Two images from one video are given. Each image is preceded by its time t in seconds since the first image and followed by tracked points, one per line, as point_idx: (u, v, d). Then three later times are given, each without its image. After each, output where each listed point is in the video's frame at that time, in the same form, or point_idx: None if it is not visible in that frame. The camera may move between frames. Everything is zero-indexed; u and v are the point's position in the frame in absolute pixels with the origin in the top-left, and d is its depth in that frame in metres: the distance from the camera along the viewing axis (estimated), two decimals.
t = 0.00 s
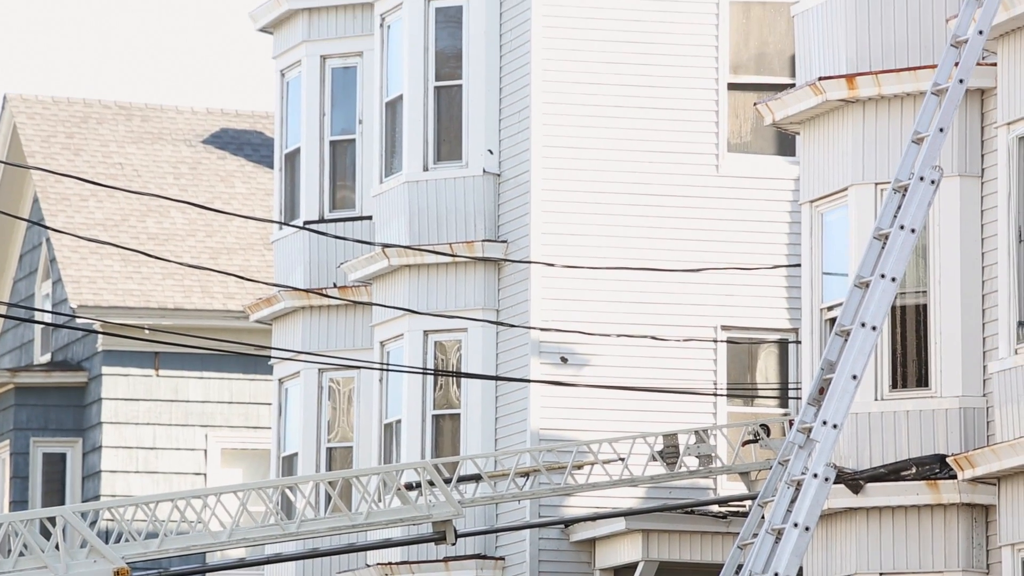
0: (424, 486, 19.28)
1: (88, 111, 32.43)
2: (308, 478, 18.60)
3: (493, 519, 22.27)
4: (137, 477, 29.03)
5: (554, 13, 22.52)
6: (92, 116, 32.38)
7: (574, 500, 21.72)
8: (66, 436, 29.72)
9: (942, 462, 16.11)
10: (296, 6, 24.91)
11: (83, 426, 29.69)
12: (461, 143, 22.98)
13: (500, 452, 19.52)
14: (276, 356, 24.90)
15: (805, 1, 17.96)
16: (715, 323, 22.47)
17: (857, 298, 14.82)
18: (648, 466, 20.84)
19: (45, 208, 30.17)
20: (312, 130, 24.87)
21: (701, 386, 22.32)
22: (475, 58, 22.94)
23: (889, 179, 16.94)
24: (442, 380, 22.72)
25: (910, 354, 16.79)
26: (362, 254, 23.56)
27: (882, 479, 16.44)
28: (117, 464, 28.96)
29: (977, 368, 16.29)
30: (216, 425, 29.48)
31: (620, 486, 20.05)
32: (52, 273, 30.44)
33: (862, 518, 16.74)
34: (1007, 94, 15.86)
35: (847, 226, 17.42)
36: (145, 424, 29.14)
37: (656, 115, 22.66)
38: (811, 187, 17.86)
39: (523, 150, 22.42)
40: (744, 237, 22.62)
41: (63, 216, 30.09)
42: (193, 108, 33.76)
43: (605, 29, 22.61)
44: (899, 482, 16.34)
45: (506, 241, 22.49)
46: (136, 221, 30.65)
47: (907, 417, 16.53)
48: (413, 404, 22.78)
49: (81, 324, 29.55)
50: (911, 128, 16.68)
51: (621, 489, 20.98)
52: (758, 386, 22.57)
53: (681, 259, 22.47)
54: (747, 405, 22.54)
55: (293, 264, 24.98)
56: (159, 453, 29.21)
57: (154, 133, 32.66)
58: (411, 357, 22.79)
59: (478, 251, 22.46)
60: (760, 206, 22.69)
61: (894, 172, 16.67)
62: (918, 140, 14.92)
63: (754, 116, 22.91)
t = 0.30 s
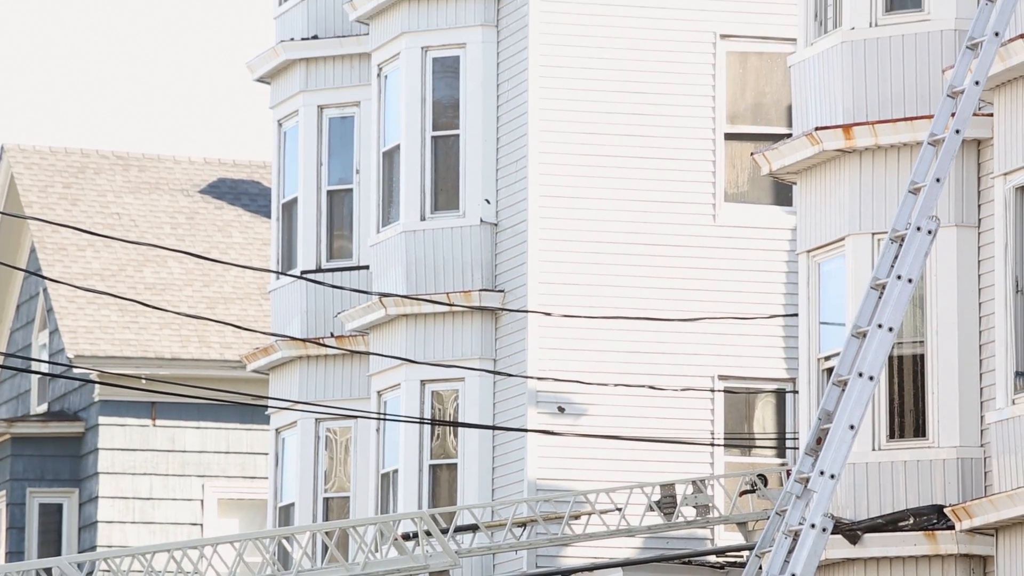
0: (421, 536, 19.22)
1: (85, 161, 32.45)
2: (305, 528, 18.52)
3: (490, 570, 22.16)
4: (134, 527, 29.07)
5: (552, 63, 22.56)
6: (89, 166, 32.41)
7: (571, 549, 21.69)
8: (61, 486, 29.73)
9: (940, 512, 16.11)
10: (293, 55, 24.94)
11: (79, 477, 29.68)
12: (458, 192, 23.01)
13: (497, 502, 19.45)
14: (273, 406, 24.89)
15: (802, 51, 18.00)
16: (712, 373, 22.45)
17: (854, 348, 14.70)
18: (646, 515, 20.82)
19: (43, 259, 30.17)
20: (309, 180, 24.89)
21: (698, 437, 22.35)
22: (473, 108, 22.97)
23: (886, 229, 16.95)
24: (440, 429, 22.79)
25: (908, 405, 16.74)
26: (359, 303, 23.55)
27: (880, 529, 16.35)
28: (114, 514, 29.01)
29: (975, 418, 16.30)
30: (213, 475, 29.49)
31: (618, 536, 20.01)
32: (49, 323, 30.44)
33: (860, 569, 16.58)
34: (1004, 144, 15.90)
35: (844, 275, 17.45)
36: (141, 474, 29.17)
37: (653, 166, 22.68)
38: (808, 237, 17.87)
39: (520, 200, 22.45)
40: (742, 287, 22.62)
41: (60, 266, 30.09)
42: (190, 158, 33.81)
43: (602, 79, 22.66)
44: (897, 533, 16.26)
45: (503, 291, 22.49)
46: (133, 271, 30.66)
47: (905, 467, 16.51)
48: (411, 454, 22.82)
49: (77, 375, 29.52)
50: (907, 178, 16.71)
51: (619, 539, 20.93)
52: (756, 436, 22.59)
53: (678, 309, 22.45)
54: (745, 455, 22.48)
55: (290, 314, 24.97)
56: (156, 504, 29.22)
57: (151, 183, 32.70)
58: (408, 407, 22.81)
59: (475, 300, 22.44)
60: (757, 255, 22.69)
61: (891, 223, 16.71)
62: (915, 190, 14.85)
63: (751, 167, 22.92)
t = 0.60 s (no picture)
0: None
1: (84, 208, 32.48)
2: None
3: None
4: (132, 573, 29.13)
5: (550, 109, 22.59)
6: (87, 212, 32.43)
7: None
8: (59, 532, 29.76)
9: (938, 559, 15.96)
10: (291, 101, 24.97)
11: (76, 523, 29.72)
12: (457, 238, 23.01)
13: (494, 549, 19.39)
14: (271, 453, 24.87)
15: (800, 97, 18.04)
16: (710, 420, 22.41)
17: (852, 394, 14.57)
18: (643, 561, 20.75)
19: (40, 306, 30.18)
20: (308, 226, 24.95)
21: (696, 483, 22.30)
22: (471, 154, 23.00)
23: (884, 275, 16.96)
24: (437, 475, 22.81)
25: (906, 451, 16.73)
26: (357, 349, 23.56)
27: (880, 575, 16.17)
28: (111, 561, 29.10)
29: (973, 463, 16.28)
30: (210, 520, 29.56)
31: None
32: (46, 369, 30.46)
33: None
34: (1002, 191, 15.91)
35: (841, 322, 17.47)
36: (139, 520, 29.26)
37: (650, 210, 22.70)
38: (806, 283, 17.88)
39: (518, 246, 22.49)
40: (741, 333, 22.61)
41: (57, 312, 30.10)
42: (189, 205, 33.83)
43: (601, 125, 22.70)
44: None
45: (501, 336, 22.51)
46: (131, 317, 30.66)
47: (903, 514, 16.52)
48: (408, 501, 22.83)
49: (75, 421, 29.57)
50: (904, 225, 16.73)
51: None
52: (753, 482, 22.56)
53: (676, 355, 22.45)
54: (743, 502, 22.53)
55: (288, 360, 24.98)
56: (154, 550, 29.30)
57: (149, 229, 32.73)
58: (406, 454, 22.83)
59: (473, 346, 22.49)
60: (755, 302, 22.69)
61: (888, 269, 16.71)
62: (912, 237, 14.77)
63: (749, 213, 22.95)
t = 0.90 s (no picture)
0: None
1: (81, 247, 32.50)
2: None
3: None
4: None
5: (547, 148, 22.62)
6: (85, 251, 32.45)
7: None
8: (57, 571, 29.66)
9: None
10: (289, 140, 24.98)
11: (73, 561, 29.67)
12: (454, 277, 23.01)
13: None
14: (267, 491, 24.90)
15: (797, 136, 18.05)
16: (708, 458, 22.39)
17: (850, 433, 14.40)
18: None
19: (37, 344, 30.17)
20: (305, 265, 24.98)
21: (694, 521, 22.27)
22: (468, 192, 23.01)
23: (882, 313, 16.96)
24: (434, 513, 22.76)
25: (904, 490, 16.71)
26: (354, 388, 23.54)
27: None
28: None
29: (971, 502, 16.27)
30: (208, 559, 29.59)
31: None
32: (43, 407, 30.43)
33: None
34: (999, 230, 15.93)
35: (839, 360, 17.49)
36: (136, 558, 29.28)
37: (647, 248, 22.71)
38: (804, 321, 17.89)
39: (515, 284, 22.48)
40: (738, 371, 22.61)
41: (55, 351, 30.07)
42: (186, 243, 33.85)
43: (598, 163, 22.72)
44: None
45: (498, 374, 22.50)
46: (128, 355, 30.66)
47: (901, 552, 16.50)
48: (406, 539, 22.80)
49: (73, 459, 29.55)
50: (902, 264, 16.74)
51: None
52: (751, 520, 22.50)
53: (674, 393, 22.44)
54: (740, 540, 22.52)
55: (285, 398, 24.96)
56: None
57: (146, 268, 32.74)
58: (403, 491, 22.81)
59: (471, 383, 22.49)
60: (753, 341, 22.70)
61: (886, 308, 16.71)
62: (910, 275, 14.68)
63: (746, 252, 22.97)
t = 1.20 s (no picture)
0: None
1: (78, 279, 32.50)
2: None
3: None
4: None
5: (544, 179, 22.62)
6: (82, 283, 32.45)
7: None
8: None
9: None
10: (286, 172, 25.00)
11: None
12: (452, 309, 23.04)
13: None
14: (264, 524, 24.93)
15: (794, 168, 18.08)
16: (705, 490, 22.37)
17: (848, 464, 14.36)
18: None
19: (34, 376, 30.14)
20: (302, 297, 24.99)
21: (691, 553, 22.26)
22: (466, 225, 23.05)
23: (879, 345, 16.98)
24: (431, 545, 22.83)
25: (901, 522, 16.74)
26: (351, 420, 23.53)
27: None
28: None
29: (969, 534, 16.24)
30: None
31: None
32: (40, 440, 30.40)
33: None
34: (996, 263, 15.95)
35: (836, 393, 17.53)
36: None
37: (644, 281, 22.71)
38: (801, 353, 17.92)
39: (512, 316, 22.48)
40: (736, 403, 22.61)
41: (52, 383, 30.05)
42: (183, 275, 33.86)
43: (595, 195, 22.72)
44: None
45: (495, 406, 22.46)
46: (125, 387, 30.64)
47: None
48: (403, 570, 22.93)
49: (70, 492, 29.51)
50: (899, 296, 16.76)
51: None
52: (748, 552, 22.54)
53: (671, 425, 22.42)
54: (737, 572, 22.47)
55: (282, 430, 24.96)
56: None
57: (143, 300, 32.73)
58: (401, 523, 22.87)
59: (468, 416, 22.47)
60: (750, 373, 22.69)
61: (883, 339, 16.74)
62: (907, 307, 14.70)
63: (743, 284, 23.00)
